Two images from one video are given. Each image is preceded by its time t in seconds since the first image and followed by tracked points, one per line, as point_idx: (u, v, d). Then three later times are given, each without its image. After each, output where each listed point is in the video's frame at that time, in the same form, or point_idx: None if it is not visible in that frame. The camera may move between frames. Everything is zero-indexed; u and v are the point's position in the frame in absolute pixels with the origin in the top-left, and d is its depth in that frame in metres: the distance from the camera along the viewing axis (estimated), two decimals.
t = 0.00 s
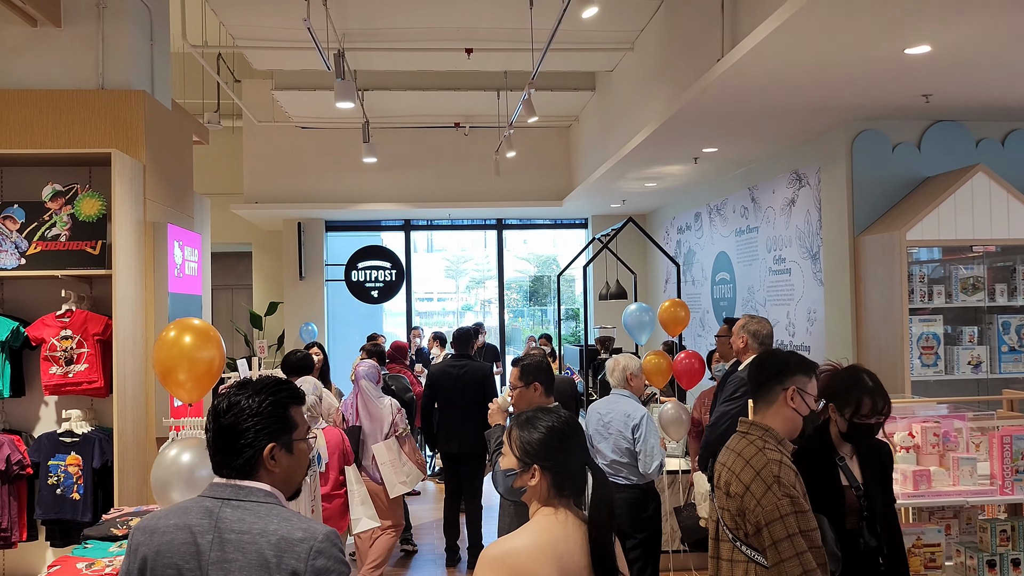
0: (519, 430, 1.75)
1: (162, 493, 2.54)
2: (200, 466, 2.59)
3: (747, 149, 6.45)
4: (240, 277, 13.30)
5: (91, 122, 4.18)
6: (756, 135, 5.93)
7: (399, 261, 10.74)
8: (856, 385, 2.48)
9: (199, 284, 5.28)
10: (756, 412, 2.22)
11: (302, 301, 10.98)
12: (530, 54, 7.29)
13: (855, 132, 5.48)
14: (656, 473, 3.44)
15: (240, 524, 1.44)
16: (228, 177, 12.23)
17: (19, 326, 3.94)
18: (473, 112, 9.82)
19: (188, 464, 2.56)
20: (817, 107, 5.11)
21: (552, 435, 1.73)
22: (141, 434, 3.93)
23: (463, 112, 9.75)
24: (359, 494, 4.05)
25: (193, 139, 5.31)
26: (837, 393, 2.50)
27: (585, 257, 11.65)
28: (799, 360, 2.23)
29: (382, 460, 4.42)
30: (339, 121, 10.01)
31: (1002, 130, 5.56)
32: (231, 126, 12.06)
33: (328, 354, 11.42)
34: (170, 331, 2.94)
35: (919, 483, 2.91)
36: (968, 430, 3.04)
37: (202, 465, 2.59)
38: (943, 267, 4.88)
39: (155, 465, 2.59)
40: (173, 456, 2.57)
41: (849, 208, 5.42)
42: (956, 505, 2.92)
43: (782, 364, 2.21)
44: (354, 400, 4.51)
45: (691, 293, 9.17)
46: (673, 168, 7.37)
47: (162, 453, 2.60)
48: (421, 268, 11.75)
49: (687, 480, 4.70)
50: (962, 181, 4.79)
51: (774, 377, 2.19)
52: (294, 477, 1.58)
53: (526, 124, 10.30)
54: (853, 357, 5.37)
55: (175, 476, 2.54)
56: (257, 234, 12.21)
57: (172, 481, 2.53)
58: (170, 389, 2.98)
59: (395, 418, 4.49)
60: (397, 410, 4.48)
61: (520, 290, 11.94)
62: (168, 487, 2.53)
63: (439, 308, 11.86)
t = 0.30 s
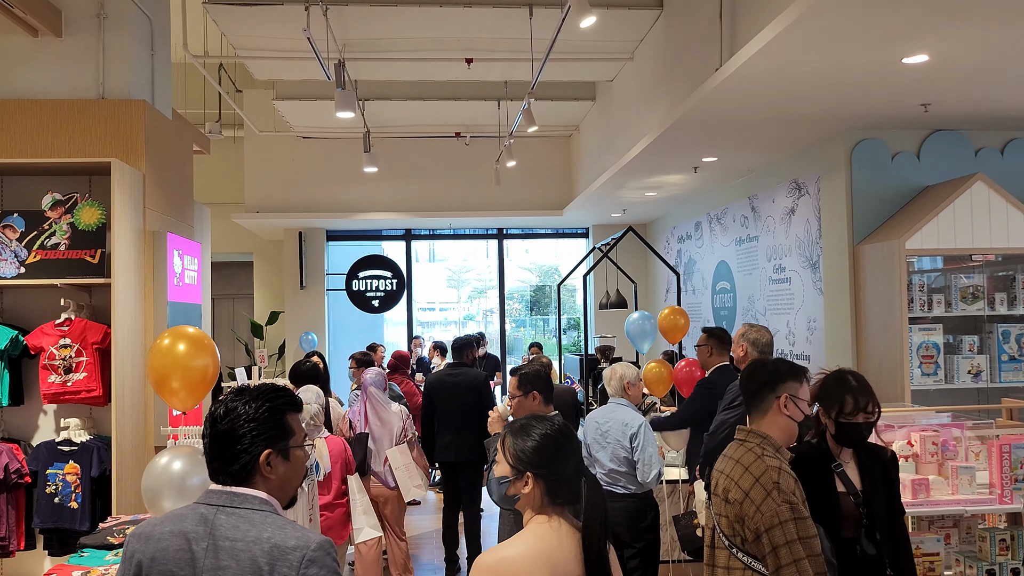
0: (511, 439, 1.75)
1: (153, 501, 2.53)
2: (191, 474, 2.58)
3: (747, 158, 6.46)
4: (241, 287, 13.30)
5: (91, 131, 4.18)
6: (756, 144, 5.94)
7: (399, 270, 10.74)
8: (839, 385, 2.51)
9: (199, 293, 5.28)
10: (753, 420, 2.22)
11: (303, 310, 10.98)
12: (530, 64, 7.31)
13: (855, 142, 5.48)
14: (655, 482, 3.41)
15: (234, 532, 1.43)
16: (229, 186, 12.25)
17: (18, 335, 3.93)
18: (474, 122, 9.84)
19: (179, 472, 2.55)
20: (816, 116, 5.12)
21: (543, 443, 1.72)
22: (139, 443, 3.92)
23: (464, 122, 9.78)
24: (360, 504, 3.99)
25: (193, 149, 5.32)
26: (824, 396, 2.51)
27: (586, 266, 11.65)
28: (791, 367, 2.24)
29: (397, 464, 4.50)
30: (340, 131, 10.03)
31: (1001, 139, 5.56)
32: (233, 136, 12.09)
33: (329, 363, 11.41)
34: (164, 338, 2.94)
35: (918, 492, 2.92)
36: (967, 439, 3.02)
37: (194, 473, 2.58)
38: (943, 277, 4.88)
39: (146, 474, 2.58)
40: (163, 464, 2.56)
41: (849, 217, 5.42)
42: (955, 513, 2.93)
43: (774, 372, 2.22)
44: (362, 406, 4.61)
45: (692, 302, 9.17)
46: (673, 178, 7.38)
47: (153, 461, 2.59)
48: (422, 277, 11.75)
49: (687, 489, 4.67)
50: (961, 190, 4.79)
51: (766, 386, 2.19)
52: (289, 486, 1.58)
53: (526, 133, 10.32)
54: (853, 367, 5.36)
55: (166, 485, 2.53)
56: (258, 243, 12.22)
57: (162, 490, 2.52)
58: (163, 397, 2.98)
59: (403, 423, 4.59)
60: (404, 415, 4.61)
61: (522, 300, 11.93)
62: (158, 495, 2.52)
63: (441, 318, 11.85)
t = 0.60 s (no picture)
0: (505, 438, 1.76)
1: (147, 500, 2.56)
2: (183, 474, 2.60)
3: (748, 166, 6.48)
4: (243, 293, 13.33)
5: (93, 136, 4.21)
6: (755, 152, 5.96)
7: (401, 277, 10.76)
8: (825, 387, 2.50)
9: (200, 298, 5.30)
10: (760, 425, 2.22)
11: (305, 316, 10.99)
12: (531, 72, 7.34)
13: (854, 149, 5.50)
14: (651, 486, 3.41)
15: (228, 527, 1.44)
16: (232, 193, 12.29)
17: (20, 337, 3.95)
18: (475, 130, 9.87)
19: (172, 471, 2.57)
20: (815, 124, 5.14)
21: (539, 441, 1.73)
22: (140, 446, 3.93)
23: (466, 129, 9.81)
24: (362, 507, 3.97)
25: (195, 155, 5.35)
26: (816, 398, 2.51)
27: (587, 273, 11.67)
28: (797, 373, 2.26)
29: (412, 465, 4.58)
30: (342, 138, 10.07)
31: (1000, 147, 5.58)
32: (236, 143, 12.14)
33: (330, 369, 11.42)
34: (159, 339, 2.95)
35: (914, 496, 2.92)
36: (963, 444, 3.04)
37: (186, 473, 2.60)
38: (944, 285, 4.89)
39: (139, 474, 2.61)
40: (156, 464, 2.58)
41: (848, 224, 5.44)
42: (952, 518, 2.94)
43: (784, 380, 2.22)
44: (373, 407, 4.66)
45: (692, 310, 9.18)
46: (673, 185, 7.41)
47: (146, 461, 2.62)
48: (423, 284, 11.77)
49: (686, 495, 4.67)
50: (960, 198, 4.81)
51: (781, 393, 2.19)
52: (284, 484, 1.58)
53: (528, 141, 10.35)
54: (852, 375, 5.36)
55: (159, 485, 2.56)
56: (260, 250, 12.25)
57: (155, 489, 2.55)
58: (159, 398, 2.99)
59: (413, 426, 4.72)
60: (414, 418, 4.72)
61: (524, 308, 11.95)
62: (151, 494, 2.55)
63: (444, 326, 11.85)
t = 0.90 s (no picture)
0: (502, 424, 1.82)
1: (145, 490, 2.58)
2: (181, 464, 2.62)
3: (751, 171, 6.50)
4: (248, 297, 13.38)
5: (100, 135, 4.25)
6: (759, 156, 5.97)
7: (405, 280, 10.80)
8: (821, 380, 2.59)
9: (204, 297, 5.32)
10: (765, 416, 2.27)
11: (308, 320, 11.01)
12: (534, 77, 7.38)
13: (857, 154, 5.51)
14: (650, 487, 3.43)
15: (221, 511, 1.47)
16: (237, 196, 12.35)
17: (25, 334, 3.98)
18: (480, 134, 9.91)
19: (169, 461, 2.60)
20: (818, 129, 5.15)
21: (536, 427, 1.79)
22: (143, 442, 3.96)
23: (471, 134, 9.85)
24: (364, 505, 3.93)
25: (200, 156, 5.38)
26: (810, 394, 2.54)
27: (591, 279, 11.69)
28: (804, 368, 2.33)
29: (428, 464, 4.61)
30: (347, 142, 10.12)
31: (1002, 152, 5.59)
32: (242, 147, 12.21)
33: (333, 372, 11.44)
34: (159, 331, 2.97)
35: (912, 495, 3.01)
36: (962, 444, 3.12)
37: (183, 463, 2.62)
38: (947, 291, 4.90)
39: (137, 463, 2.63)
40: (155, 453, 2.61)
41: (850, 228, 5.45)
42: (949, 518, 3.02)
43: (791, 375, 2.26)
44: (385, 407, 4.68)
45: (695, 315, 9.19)
46: (677, 190, 7.42)
47: (144, 451, 2.64)
48: (427, 287, 11.80)
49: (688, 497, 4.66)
50: (961, 203, 4.83)
51: (788, 388, 2.23)
52: (274, 469, 1.61)
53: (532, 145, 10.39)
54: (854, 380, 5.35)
55: (157, 474, 2.58)
56: (265, 253, 12.31)
57: (153, 479, 2.57)
58: (159, 389, 3.02)
59: (424, 426, 4.77)
60: (425, 418, 4.78)
61: (529, 316, 11.98)
62: (149, 484, 2.57)
63: (451, 334, 11.85)
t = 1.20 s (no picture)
0: (509, 416, 1.86)
1: (150, 481, 2.61)
2: (186, 456, 2.65)
3: (757, 175, 6.51)
4: (256, 298, 13.44)
5: (111, 133, 4.29)
6: (765, 161, 5.99)
7: (411, 282, 10.83)
8: (829, 381, 2.60)
9: (212, 295, 5.35)
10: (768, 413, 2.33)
11: (315, 322, 11.05)
12: (542, 80, 7.41)
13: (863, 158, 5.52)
14: (653, 487, 3.45)
15: (224, 500, 1.49)
16: (246, 197, 12.42)
17: (35, 330, 4.02)
18: (487, 138, 9.94)
19: (174, 453, 2.62)
20: (825, 133, 5.16)
21: (541, 418, 1.82)
22: (150, 438, 3.99)
23: (478, 137, 9.89)
24: (371, 502, 3.92)
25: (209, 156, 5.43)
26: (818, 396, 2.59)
27: (597, 282, 11.70)
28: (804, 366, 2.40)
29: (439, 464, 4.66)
30: (355, 144, 10.17)
31: (1008, 158, 5.58)
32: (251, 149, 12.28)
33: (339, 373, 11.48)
34: (167, 325, 3.00)
35: (914, 497, 3.05)
36: (965, 447, 3.17)
37: (188, 455, 2.65)
38: (953, 297, 4.91)
39: (142, 455, 2.66)
40: (160, 446, 2.63)
41: (856, 232, 5.45)
42: (952, 519, 3.05)
43: (792, 373, 2.33)
44: (395, 407, 4.69)
45: (701, 319, 9.19)
46: (683, 194, 7.43)
47: (150, 443, 2.67)
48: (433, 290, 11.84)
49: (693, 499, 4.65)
50: (967, 208, 4.83)
51: (790, 389, 2.29)
52: (276, 458, 1.63)
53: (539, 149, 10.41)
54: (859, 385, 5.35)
55: (161, 466, 2.61)
56: (273, 255, 12.37)
57: (158, 470, 2.60)
58: (166, 382, 3.05)
59: (435, 428, 4.78)
60: (436, 419, 4.81)
61: (535, 321, 11.98)
62: (153, 475, 2.60)
63: (456, 338, 11.88)
